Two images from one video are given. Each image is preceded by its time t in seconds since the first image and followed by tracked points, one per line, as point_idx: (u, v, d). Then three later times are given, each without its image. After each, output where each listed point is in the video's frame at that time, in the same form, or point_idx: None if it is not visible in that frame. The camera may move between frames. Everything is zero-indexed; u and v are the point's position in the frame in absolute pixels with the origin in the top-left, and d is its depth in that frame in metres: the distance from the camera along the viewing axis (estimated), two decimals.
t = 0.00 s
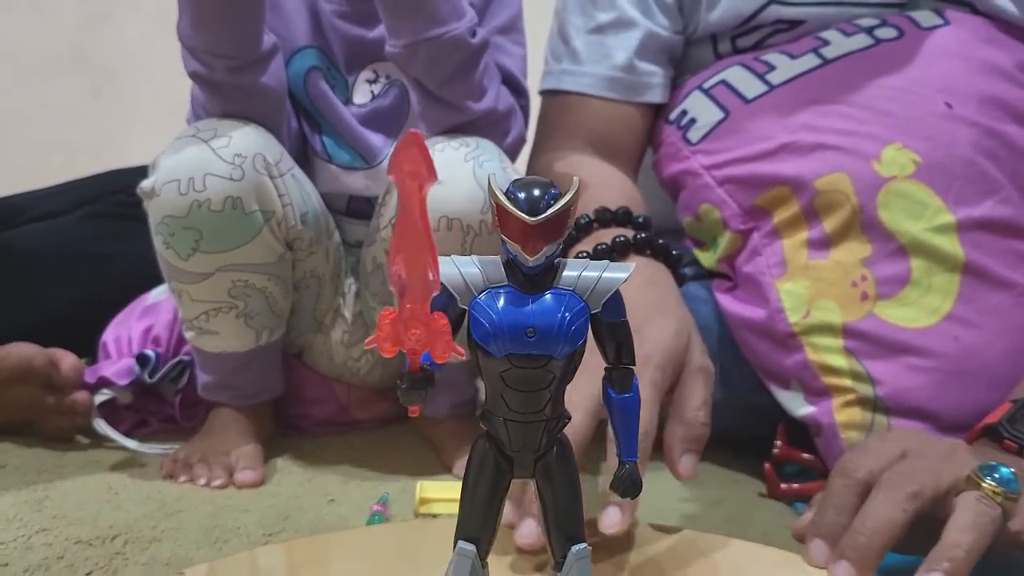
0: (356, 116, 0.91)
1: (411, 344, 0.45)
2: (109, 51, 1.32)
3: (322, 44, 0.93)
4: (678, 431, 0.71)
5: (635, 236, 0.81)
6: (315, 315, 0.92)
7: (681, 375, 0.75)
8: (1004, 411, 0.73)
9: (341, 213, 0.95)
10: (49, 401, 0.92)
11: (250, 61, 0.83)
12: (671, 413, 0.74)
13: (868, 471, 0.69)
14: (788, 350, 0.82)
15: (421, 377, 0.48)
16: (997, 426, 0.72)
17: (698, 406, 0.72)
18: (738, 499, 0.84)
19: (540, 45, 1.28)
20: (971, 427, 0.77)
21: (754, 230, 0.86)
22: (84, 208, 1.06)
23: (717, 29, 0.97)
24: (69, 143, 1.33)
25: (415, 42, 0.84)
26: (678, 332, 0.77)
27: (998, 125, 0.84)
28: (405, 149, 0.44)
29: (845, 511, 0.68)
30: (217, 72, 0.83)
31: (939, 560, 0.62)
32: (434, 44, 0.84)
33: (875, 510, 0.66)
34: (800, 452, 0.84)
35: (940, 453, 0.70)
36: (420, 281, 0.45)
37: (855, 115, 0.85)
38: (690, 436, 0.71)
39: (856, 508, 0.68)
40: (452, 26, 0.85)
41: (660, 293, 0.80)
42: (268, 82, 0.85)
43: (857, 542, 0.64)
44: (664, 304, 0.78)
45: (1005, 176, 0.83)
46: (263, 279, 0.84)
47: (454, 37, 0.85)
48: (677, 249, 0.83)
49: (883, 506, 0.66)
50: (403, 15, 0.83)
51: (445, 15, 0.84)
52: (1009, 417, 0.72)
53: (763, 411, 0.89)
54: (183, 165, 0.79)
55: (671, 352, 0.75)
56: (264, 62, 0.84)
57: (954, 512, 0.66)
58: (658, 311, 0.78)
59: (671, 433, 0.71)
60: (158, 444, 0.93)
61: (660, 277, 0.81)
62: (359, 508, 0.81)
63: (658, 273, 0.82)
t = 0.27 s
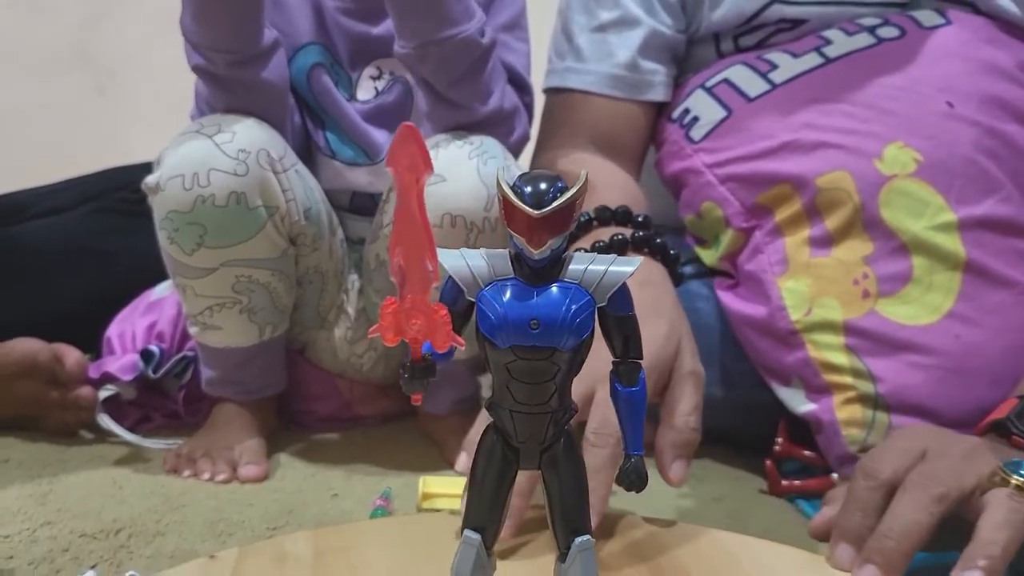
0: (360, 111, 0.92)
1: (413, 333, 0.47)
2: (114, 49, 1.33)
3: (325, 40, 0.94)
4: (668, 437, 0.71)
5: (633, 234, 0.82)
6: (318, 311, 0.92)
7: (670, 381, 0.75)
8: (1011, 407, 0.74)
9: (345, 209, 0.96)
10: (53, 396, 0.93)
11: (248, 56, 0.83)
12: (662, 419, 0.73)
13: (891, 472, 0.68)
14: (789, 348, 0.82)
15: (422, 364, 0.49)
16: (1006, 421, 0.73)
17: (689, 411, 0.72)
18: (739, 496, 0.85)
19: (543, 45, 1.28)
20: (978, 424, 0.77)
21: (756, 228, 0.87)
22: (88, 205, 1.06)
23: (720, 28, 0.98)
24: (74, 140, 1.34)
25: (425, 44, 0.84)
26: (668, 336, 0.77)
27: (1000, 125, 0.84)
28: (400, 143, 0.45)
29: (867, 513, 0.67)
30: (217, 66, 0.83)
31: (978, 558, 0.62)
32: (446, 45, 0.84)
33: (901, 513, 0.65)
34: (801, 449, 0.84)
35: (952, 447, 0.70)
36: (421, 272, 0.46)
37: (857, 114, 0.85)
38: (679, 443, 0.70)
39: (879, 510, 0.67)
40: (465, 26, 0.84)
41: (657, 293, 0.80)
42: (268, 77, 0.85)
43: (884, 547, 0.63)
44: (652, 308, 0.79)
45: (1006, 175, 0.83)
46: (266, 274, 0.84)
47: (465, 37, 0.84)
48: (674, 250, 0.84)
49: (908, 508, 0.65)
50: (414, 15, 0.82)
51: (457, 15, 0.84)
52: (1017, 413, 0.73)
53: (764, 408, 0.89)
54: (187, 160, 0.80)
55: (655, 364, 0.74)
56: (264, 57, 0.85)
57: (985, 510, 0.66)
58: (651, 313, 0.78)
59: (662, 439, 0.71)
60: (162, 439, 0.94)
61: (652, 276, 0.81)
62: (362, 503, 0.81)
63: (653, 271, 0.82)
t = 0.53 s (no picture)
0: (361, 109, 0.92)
1: (410, 326, 0.48)
2: (117, 48, 1.33)
3: (327, 37, 0.94)
4: (668, 440, 0.72)
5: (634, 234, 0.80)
6: (319, 308, 0.92)
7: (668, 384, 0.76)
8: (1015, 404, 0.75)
9: (347, 207, 0.96)
10: (56, 392, 0.93)
11: (249, 53, 0.84)
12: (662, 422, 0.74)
13: (911, 475, 0.68)
14: (790, 347, 0.83)
15: (420, 359, 0.49)
16: (1011, 418, 0.74)
17: (689, 414, 0.73)
18: (739, 494, 0.85)
19: (545, 44, 1.29)
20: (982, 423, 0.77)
21: (757, 226, 0.87)
22: (91, 203, 1.06)
23: (721, 28, 0.98)
24: (77, 138, 1.34)
25: (434, 51, 0.84)
26: (666, 339, 0.77)
27: (1000, 124, 0.84)
28: (390, 139, 0.47)
29: (882, 513, 0.67)
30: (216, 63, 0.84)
31: (1008, 560, 0.62)
32: (457, 51, 0.84)
33: (923, 519, 0.65)
34: (801, 448, 0.85)
35: (955, 443, 0.70)
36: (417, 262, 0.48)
37: (858, 113, 0.85)
38: (679, 445, 0.72)
39: (899, 513, 0.67)
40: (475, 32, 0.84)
41: (657, 297, 0.80)
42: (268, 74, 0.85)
43: (909, 553, 0.64)
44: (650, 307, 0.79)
45: (1007, 175, 0.84)
46: (268, 271, 0.85)
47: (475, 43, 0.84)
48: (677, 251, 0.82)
49: (932, 514, 0.65)
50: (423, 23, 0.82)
51: (466, 22, 0.84)
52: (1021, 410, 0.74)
53: (764, 407, 0.90)
54: (189, 157, 0.80)
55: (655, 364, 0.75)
56: (264, 54, 0.85)
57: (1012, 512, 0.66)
58: (652, 316, 0.79)
59: (663, 442, 0.72)
60: (164, 436, 0.94)
61: (654, 278, 0.82)
62: (363, 500, 0.81)
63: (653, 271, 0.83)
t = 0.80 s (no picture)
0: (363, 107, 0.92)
1: (407, 321, 0.48)
2: (118, 48, 1.33)
3: (329, 36, 0.94)
4: (681, 440, 0.70)
5: (643, 234, 0.82)
6: (321, 306, 0.93)
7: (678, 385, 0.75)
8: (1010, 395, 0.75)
9: (348, 205, 0.96)
10: (57, 390, 0.93)
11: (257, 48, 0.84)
12: (674, 423, 0.73)
13: (914, 461, 0.67)
14: (790, 345, 0.83)
15: (418, 352, 0.48)
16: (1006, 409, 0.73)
17: (701, 414, 0.72)
18: (739, 493, 0.85)
19: (546, 44, 1.29)
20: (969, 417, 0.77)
21: (757, 225, 0.87)
22: (92, 201, 1.07)
23: (722, 27, 0.98)
24: (79, 137, 1.34)
25: (439, 56, 0.84)
26: (677, 341, 0.75)
27: (1001, 124, 0.84)
28: (385, 136, 0.46)
29: (879, 496, 0.65)
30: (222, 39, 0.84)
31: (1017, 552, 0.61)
32: (463, 56, 0.84)
33: (932, 515, 0.63)
34: (801, 447, 0.85)
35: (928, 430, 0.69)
36: (412, 260, 0.48)
37: (858, 112, 0.85)
38: (691, 446, 0.70)
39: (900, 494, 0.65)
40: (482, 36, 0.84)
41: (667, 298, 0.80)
42: (270, 57, 0.85)
43: (922, 551, 0.62)
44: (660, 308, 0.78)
45: (1007, 174, 0.84)
46: (269, 268, 0.85)
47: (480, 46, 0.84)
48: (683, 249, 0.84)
49: (941, 510, 0.63)
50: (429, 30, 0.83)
51: (470, 26, 0.84)
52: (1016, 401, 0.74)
53: (765, 405, 0.90)
54: (191, 154, 0.80)
55: (669, 362, 0.74)
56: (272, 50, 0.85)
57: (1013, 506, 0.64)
58: (661, 317, 0.77)
59: (674, 443, 0.70)
60: (165, 434, 0.94)
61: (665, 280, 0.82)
62: (364, 497, 0.82)
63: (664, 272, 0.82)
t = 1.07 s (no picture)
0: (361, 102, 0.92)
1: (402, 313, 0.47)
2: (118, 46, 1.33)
3: (326, 33, 0.94)
4: (689, 440, 0.70)
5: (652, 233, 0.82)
6: (321, 303, 0.93)
7: (687, 385, 0.74)
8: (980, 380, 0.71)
9: (348, 202, 0.96)
10: (58, 386, 0.94)
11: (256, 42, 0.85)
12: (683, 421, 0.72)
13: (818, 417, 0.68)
14: (788, 342, 0.83)
15: (414, 344, 0.48)
16: (968, 392, 0.71)
17: (710, 412, 0.71)
18: (737, 490, 0.85)
19: (546, 42, 1.29)
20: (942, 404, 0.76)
21: (756, 222, 0.87)
22: (92, 198, 1.07)
23: (721, 25, 0.98)
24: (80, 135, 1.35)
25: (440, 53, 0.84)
26: (687, 339, 0.75)
27: (999, 121, 0.85)
28: (375, 129, 0.46)
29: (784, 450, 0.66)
30: (212, 29, 0.85)
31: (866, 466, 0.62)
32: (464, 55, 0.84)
33: (816, 446, 0.64)
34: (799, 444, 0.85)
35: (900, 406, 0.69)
36: (408, 255, 0.47)
37: (857, 110, 0.85)
38: (701, 445, 0.70)
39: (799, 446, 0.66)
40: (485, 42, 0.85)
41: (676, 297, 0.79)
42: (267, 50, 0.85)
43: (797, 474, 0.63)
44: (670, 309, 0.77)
45: (1005, 171, 0.84)
46: (268, 265, 0.85)
47: (485, 50, 0.85)
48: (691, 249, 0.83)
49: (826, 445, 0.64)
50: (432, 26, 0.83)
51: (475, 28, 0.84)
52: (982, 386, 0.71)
53: (763, 402, 0.90)
54: (191, 150, 0.81)
55: (676, 361, 0.73)
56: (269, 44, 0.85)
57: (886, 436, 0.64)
58: (671, 317, 0.76)
59: (683, 442, 0.70)
60: (165, 430, 0.94)
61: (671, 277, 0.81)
62: (363, 493, 0.82)
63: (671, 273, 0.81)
